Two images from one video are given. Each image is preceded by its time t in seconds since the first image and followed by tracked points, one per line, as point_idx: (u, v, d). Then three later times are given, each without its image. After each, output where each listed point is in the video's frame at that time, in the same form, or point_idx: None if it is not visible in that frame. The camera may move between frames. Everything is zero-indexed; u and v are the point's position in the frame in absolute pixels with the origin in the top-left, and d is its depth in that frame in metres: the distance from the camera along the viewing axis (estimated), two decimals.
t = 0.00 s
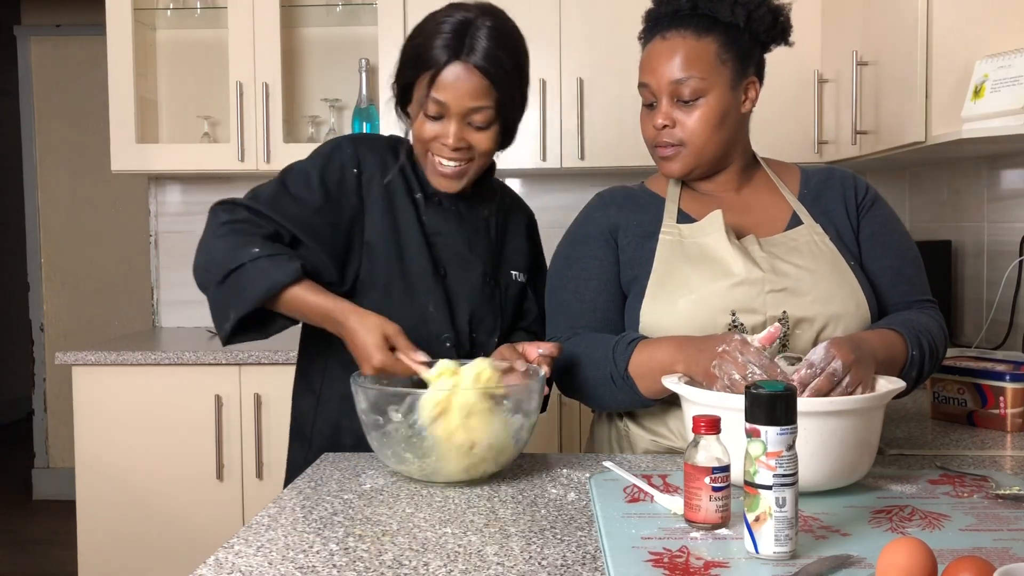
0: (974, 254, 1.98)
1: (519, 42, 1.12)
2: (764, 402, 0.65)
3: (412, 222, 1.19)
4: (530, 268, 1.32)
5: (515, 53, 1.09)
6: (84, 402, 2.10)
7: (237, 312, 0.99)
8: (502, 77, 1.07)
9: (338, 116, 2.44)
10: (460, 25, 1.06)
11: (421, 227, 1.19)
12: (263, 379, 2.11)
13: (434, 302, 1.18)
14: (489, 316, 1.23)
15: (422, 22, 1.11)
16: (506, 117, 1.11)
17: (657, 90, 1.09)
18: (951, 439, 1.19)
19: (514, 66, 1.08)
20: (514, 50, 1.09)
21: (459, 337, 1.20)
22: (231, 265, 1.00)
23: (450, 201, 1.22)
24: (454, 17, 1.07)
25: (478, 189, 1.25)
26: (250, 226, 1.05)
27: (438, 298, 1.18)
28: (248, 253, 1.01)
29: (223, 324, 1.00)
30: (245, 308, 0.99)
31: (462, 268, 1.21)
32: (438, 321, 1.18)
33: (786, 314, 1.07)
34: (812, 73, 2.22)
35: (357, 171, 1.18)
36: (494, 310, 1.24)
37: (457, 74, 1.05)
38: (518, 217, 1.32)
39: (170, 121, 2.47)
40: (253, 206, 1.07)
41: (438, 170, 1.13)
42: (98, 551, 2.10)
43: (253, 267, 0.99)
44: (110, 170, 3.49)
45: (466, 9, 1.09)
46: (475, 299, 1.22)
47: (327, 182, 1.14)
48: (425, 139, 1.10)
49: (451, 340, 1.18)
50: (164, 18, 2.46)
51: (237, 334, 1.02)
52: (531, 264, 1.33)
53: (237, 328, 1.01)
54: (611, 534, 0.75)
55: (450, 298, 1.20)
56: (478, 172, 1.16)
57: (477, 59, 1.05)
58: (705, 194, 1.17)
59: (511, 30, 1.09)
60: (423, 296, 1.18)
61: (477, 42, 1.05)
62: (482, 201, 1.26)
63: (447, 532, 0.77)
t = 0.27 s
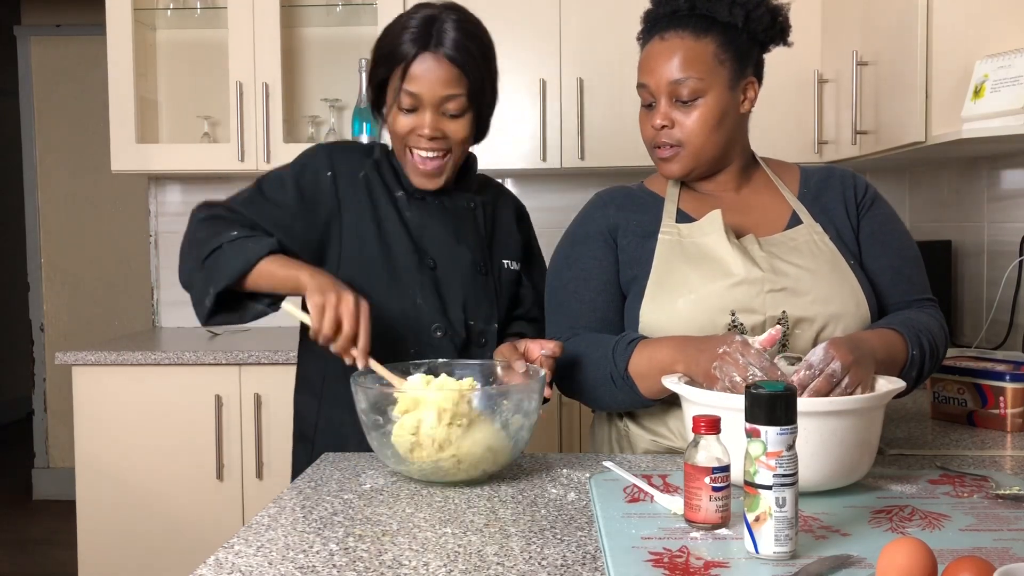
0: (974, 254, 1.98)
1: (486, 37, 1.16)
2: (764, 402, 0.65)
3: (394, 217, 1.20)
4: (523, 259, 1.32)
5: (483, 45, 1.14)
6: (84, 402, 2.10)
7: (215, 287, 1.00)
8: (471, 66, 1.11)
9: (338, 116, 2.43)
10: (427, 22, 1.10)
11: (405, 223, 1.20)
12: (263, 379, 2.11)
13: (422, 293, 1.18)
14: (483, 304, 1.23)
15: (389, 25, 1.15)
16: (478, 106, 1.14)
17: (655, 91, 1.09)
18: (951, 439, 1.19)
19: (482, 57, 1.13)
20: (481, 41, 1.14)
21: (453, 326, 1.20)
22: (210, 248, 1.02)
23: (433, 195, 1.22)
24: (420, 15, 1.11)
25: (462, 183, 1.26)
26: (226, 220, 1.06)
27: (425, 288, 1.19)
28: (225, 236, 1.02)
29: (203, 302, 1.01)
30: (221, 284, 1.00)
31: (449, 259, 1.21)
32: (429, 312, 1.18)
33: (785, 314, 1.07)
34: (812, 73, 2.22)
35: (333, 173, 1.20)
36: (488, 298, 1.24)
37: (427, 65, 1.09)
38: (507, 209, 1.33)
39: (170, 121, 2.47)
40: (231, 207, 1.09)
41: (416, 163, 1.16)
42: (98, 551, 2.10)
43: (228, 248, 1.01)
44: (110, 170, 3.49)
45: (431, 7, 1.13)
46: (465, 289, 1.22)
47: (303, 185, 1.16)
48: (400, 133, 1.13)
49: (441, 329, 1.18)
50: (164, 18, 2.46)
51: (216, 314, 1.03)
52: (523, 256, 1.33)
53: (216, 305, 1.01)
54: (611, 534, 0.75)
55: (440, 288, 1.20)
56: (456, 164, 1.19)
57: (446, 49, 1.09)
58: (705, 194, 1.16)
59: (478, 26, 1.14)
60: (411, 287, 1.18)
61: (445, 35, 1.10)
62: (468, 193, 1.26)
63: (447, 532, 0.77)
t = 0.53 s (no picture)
0: (974, 254, 1.98)
1: (467, 39, 1.18)
2: (764, 402, 0.65)
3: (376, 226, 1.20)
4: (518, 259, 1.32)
5: (464, 44, 1.17)
6: (84, 402, 2.10)
7: (241, 286, 1.03)
8: (454, 61, 1.13)
9: (338, 116, 2.43)
10: (408, 22, 1.13)
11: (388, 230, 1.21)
12: (263, 379, 2.11)
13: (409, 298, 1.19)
14: (475, 305, 1.23)
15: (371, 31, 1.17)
16: (463, 101, 1.16)
17: (653, 93, 1.09)
18: (951, 439, 1.19)
19: (463, 54, 1.15)
20: (462, 41, 1.17)
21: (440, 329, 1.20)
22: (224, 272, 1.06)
23: (420, 199, 1.22)
24: (401, 17, 1.14)
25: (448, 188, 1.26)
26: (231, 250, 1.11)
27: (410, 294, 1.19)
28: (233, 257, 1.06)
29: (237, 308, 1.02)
30: (244, 283, 1.03)
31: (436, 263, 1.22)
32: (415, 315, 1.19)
33: (785, 314, 1.07)
34: (812, 73, 2.22)
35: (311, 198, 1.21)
36: (480, 300, 1.24)
37: (411, 63, 1.11)
38: (496, 210, 1.33)
39: (170, 121, 2.47)
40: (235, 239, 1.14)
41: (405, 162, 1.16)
42: (98, 551, 2.10)
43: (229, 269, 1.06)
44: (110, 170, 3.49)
45: (412, 10, 1.16)
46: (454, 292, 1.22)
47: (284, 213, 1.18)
48: (388, 133, 1.14)
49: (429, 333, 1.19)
50: (164, 18, 2.46)
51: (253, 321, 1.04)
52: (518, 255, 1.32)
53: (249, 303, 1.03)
54: (611, 535, 0.75)
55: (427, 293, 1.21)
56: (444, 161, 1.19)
57: (430, 46, 1.12)
58: (705, 194, 1.16)
59: (457, 27, 1.17)
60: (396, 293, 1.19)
61: (428, 33, 1.12)
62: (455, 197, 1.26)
63: (447, 532, 0.77)
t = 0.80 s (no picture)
0: (973, 254, 1.98)
1: (483, 45, 1.18)
2: (764, 402, 0.65)
3: (382, 231, 1.20)
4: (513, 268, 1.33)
5: (479, 52, 1.16)
6: (83, 402, 2.10)
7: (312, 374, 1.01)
8: (465, 69, 1.13)
9: (338, 116, 2.43)
10: (427, 21, 1.12)
11: (391, 235, 1.20)
12: (263, 379, 2.11)
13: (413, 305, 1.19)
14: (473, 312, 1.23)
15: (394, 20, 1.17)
16: (466, 109, 1.15)
17: (653, 94, 1.09)
18: (952, 439, 1.19)
19: (475, 62, 1.15)
20: (479, 49, 1.16)
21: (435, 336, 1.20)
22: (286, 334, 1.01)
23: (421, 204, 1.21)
24: (421, 15, 1.13)
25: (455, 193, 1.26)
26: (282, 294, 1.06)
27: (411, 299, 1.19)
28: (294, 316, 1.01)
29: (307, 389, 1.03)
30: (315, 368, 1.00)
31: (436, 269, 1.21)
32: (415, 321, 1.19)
33: (785, 314, 1.07)
34: (812, 73, 2.22)
35: (328, 197, 1.18)
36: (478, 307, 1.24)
37: (421, 62, 1.10)
38: (496, 218, 1.33)
39: (170, 121, 2.47)
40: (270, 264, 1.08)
41: (398, 157, 1.16)
42: (97, 551, 2.10)
43: (300, 328, 1.00)
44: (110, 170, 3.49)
45: (434, 9, 1.15)
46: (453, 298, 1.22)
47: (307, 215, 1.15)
48: (387, 127, 1.13)
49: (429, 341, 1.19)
50: (164, 18, 2.46)
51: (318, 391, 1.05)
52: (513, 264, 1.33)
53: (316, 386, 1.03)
54: (610, 534, 0.75)
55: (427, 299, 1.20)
56: (438, 164, 1.19)
57: (443, 49, 1.11)
58: (704, 194, 1.16)
59: (475, 34, 1.16)
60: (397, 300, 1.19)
61: (444, 37, 1.12)
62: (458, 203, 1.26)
63: (447, 532, 0.77)
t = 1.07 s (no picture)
0: (973, 254, 1.98)
1: (537, 61, 1.15)
2: (764, 402, 0.65)
3: (398, 228, 1.21)
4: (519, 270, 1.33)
5: (531, 70, 1.14)
6: (83, 402, 2.10)
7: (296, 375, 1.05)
8: (512, 90, 1.10)
9: (338, 116, 2.43)
10: (487, 33, 1.09)
11: (406, 232, 1.21)
12: (263, 379, 2.11)
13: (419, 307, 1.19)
14: (476, 316, 1.24)
15: (456, 18, 1.13)
16: (504, 130, 1.14)
17: (653, 91, 1.09)
18: (951, 439, 1.19)
19: (525, 82, 1.13)
20: (531, 70, 1.14)
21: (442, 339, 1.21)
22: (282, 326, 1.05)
23: (440, 204, 1.23)
24: (483, 23, 1.10)
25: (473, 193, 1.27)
26: (290, 284, 1.09)
27: (419, 302, 1.19)
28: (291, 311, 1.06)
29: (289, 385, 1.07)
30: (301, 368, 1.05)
31: (445, 270, 1.22)
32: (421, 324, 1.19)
33: (785, 315, 1.07)
34: (812, 73, 2.22)
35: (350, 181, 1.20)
36: (481, 311, 1.24)
37: (470, 77, 1.07)
38: (511, 218, 1.34)
39: (169, 121, 2.47)
40: (282, 248, 1.12)
41: (427, 160, 1.16)
42: (97, 552, 2.10)
43: (297, 323, 1.04)
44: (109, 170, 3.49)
45: (498, 19, 1.12)
46: (461, 301, 1.22)
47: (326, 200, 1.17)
48: (424, 131, 1.12)
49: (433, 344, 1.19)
50: (164, 18, 2.46)
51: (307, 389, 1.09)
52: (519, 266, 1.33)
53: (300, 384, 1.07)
54: (610, 534, 0.75)
55: (434, 301, 1.21)
56: (463, 173, 1.19)
57: (494, 68, 1.08)
58: (703, 194, 1.16)
59: (533, 51, 1.13)
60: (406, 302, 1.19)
61: (499, 53, 1.09)
62: (477, 203, 1.26)
63: (447, 532, 0.77)
